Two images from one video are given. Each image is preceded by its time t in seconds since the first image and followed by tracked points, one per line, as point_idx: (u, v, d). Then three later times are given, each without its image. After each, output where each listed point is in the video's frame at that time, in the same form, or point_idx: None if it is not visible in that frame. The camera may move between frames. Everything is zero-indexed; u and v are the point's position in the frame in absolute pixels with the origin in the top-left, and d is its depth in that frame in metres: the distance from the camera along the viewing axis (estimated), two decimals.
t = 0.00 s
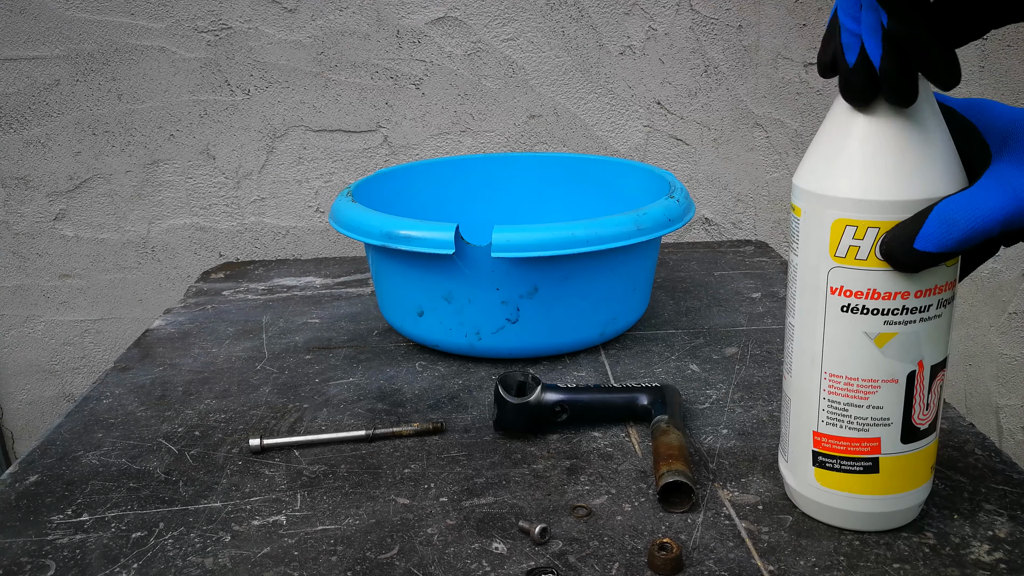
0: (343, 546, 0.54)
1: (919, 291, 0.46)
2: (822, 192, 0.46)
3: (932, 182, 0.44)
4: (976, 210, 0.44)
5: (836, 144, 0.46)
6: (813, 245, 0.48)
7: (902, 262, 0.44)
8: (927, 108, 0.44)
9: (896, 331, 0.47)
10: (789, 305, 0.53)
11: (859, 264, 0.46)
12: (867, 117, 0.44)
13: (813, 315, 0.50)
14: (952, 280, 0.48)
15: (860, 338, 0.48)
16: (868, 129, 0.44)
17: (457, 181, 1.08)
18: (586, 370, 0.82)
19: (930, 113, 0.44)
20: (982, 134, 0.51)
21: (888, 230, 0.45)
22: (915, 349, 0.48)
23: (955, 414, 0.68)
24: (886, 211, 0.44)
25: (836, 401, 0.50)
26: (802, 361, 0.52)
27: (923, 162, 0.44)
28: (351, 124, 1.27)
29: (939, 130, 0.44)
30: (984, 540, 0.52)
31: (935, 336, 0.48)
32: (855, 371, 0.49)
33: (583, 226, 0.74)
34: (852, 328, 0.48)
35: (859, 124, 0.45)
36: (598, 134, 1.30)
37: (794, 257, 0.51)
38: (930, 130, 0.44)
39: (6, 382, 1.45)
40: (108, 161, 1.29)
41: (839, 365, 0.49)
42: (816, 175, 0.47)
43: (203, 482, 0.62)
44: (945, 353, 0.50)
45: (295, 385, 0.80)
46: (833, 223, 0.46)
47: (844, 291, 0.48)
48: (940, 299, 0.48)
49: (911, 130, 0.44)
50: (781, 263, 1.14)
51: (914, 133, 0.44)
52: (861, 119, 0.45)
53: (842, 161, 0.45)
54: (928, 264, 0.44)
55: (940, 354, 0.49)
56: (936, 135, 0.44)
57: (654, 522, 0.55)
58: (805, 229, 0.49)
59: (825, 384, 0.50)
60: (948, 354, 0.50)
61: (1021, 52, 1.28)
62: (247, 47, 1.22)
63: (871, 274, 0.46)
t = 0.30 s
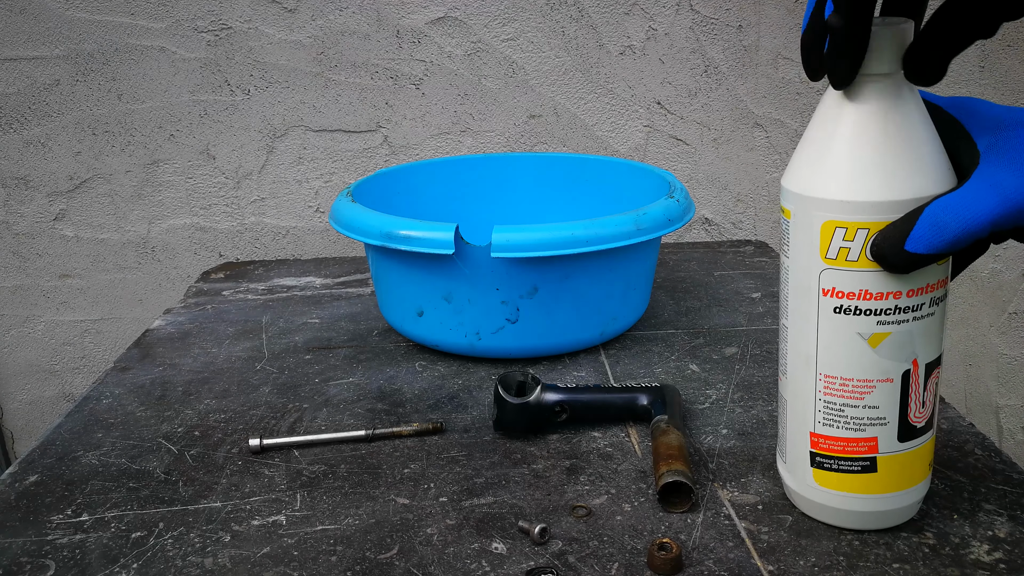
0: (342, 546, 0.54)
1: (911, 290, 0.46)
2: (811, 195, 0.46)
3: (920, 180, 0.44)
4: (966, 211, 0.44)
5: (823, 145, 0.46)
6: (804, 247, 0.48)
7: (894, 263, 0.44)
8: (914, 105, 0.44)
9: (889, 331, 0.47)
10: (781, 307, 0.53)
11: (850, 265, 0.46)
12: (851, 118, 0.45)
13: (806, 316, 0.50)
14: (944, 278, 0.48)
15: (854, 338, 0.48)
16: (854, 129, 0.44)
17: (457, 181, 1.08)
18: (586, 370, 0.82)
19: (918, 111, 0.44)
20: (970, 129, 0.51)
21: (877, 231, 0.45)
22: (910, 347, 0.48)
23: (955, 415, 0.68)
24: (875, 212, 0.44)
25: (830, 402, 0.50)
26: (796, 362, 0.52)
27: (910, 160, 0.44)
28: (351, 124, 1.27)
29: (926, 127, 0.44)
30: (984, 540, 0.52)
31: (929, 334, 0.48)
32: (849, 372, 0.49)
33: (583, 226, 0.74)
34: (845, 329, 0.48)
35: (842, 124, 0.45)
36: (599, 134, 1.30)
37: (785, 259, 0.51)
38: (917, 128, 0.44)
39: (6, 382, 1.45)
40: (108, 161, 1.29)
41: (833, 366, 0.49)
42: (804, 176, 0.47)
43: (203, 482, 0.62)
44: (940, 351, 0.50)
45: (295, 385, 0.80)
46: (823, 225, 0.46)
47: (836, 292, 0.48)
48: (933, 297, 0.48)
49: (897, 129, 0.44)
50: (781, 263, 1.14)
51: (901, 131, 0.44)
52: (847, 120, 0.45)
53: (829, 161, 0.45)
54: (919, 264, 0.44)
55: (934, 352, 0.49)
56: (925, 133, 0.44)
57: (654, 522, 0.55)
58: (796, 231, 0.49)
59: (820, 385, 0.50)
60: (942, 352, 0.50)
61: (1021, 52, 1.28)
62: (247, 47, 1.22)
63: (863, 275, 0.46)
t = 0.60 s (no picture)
0: (343, 546, 0.54)
1: (915, 291, 0.47)
2: (817, 194, 0.46)
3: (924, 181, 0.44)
4: (974, 213, 0.43)
5: (828, 144, 0.46)
6: (808, 246, 0.48)
7: (899, 264, 0.44)
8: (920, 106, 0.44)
9: (893, 331, 0.47)
10: (785, 306, 0.53)
11: (854, 264, 0.46)
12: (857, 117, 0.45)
13: (809, 315, 0.50)
14: (948, 279, 0.48)
15: (856, 338, 0.48)
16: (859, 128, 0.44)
17: (457, 181, 1.08)
18: (586, 370, 0.82)
19: (924, 111, 0.44)
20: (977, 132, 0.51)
21: (883, 230, 0.45)
22: (912, 348, 0.48)
23: (955, 415, 0.68)
24: (880, 211, 0.44)
25: (832, 402, 0.50)
26: (798, 361, 0.52)
27: (915, 160, 0.44)
28: (351, 124, 1.27)
29: (934, 129, 0.44)
30: (984, 540, 0.52)
31: (931, 335, 0.48)
32: (851, 371, 0.49)
33: (583, 226, 0.74)
34: (848, 329, 0.48)
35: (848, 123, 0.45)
36: (599, 134, 1.30)
37: (789, 257, 0.51)
38: (924, 129, 0.44)
39: (6, 382, 1.45)
40: (108, 161, 1.29)
41: (836, 366, 0.49)
42: (808, 175, 0.47)
43: (203, 482, 0.62)
44: (942, 352, 0.50)
45: (295, 385, 0.80)
46: (828, 224, 0.46)
47: (840, 292, 0.48)
48: (936, 298, 0.48)
49: (906, 129, 0.44)
50: (781, 263, 1.14)
51: (909, 132, 0.44)
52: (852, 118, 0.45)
53: (834, 160, 0.46)
54: (925, 265, 0.44)
55: (936, 353, 0.49)
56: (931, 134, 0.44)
57: (654, 522, 0.55)
58: (800, 231, 0.49)
59: (822, 384, 0.50)
60: (945, 353, 0.50)
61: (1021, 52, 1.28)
62: (247, 47, 1.22)
63: (867, 275, 0.46)
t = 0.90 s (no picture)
0: (343, 545, 0.54)
1: (924, 293, 0.46)
2: (828, 191, 0.47)
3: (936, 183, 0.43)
4: (987, 216, 0.43)
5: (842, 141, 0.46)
6: (820, 244, 0.48)
7: (910, 264, 0.44)
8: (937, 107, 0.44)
9: (900, 332, 0.47)
10: (795, 303, 0.53)
11: (864, 263, 0.46)
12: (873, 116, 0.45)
13: (817, 313, 0.50)
14: (958, 283, 0.48)
15: (863, 337, 0.48)
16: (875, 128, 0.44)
17: (458, 181, 1.08)
18: (586, 370, 0.82)
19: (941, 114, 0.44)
20: (992, 135, 0.50)
21: (895, 230, 0.45)
22: (919, 350, 0.48)
23: (955, 415, 0.68)
24: (891, 211, 0.44)
25: (837, 401, 0.50)
26: (805, 359, 0.52)
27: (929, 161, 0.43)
28: (351, 124, 1.27)
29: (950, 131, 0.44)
30: (984, 540, 0.52)
31: (939, 338, 0.48)
32: (858, 371, 0.49)
33: (583, 226, 0.74)
34: (855, 328, 0.48)
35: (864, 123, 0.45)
36: (598, 134, 1.30)
37: (800, 255, 0.51)
38: (942, 132, 0.43)
39: (6, 382, 1.45)
40: (108, 161, 1.29)
41: (842, 365, 0.49)
42: (822, 172, 0.47)
43: (203, 482, 0.62)
44: (949, 356, 0.50)
45: (296, 385, 0.80)
46: (840, 222, 0.46)
47: (849, 290, 0.48)
48: (945, 301, 0.47)
49: (921, 129, 0.43)
50: (781, 263, 1.14)
51: (924, 134, 0.43)
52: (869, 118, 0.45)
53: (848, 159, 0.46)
54: (937, 266, 0.44)
55: (943, 357, 0.49)
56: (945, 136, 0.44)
57: (654, 522, 0.55)
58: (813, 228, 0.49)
59: (827, 383, 0.50)
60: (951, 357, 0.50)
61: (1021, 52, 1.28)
62: (247, 47, 1.22)
63: (876, 274, 0.46)
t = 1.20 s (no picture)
0: (342, 545, 0.54)
1: (923, 293, 0.46)
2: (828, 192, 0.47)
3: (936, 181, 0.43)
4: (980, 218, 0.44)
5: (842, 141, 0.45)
6: (819, 244, 0.48)
7: (910, 263, 0.44)
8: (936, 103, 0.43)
9: (900, 332, 0.47)
10: (794, 304, 0.53)
11: (864, 263, 0.46)
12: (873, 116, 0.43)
13: (816, 313, 0.50)
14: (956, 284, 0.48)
15: (863, 337, 0.48)
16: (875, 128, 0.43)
17: (458, 181, 1.08)
18: (586, 370, 0.82)
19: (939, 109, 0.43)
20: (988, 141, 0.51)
21: (894, 230, 0.44)
22: (918, 350, 0.48)
23: (955, 415, 0.68)
24: (889, 211, 0.44)
25: (836, 401, 0.50)
26: (804, 359, 0.52)
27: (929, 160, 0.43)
28: (351, 124, 1.27)
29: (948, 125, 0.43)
30: (984, 540, 0.52)
31: (938, 338, 0.48)
32: (857, 371, 0.49)
33: (583, 226, 0.74)
34: (855, 328, 0.48)
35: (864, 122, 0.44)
36: (598, 134, 1.30)
37: (798, 256, 0.51)
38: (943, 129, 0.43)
39: (6, 382, 1.45)
40: (108, 161, 1.29)
41: (841, 365, 0.49)
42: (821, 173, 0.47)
43: (202, 482, 0.62)
44: (948, 356, 0.50)
45: (296, 385, 0.80)
46: (839, 222, 0.46)
47: (848, 291, 0.48)
48: (944, 301, 0.47)
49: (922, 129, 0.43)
50: (780, 263, 1.14)
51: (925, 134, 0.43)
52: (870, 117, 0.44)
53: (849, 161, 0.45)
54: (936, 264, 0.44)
55: (943, 356, 0.49)
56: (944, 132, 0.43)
57: (654, 522, 0.55)
58: (811, 228, 0.49)
59: (827, 383, 0.50)
60: (950, 357, 0.50)
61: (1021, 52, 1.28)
62: (247, 47, 1.23)
63: (876, 275, 0.46)
